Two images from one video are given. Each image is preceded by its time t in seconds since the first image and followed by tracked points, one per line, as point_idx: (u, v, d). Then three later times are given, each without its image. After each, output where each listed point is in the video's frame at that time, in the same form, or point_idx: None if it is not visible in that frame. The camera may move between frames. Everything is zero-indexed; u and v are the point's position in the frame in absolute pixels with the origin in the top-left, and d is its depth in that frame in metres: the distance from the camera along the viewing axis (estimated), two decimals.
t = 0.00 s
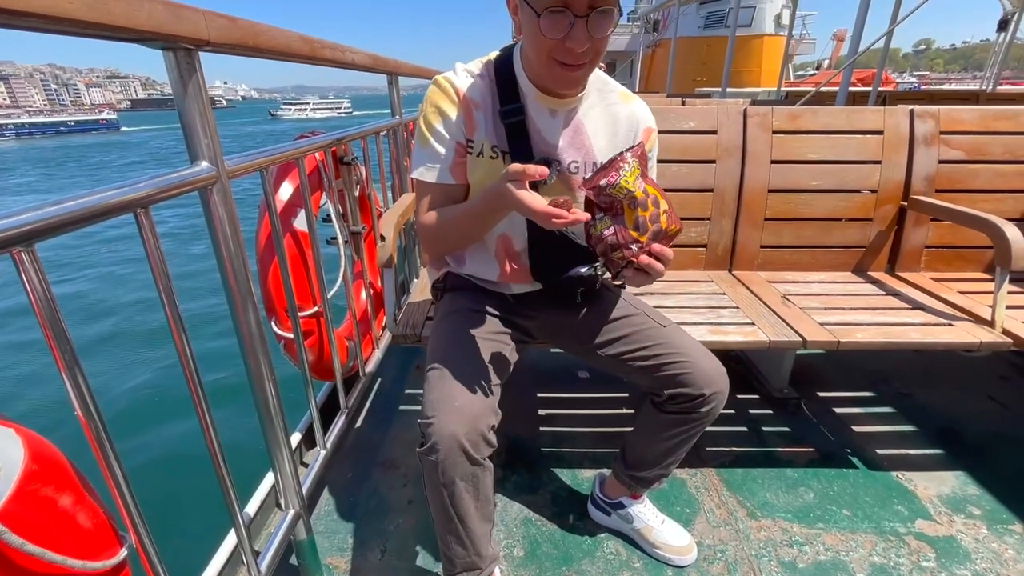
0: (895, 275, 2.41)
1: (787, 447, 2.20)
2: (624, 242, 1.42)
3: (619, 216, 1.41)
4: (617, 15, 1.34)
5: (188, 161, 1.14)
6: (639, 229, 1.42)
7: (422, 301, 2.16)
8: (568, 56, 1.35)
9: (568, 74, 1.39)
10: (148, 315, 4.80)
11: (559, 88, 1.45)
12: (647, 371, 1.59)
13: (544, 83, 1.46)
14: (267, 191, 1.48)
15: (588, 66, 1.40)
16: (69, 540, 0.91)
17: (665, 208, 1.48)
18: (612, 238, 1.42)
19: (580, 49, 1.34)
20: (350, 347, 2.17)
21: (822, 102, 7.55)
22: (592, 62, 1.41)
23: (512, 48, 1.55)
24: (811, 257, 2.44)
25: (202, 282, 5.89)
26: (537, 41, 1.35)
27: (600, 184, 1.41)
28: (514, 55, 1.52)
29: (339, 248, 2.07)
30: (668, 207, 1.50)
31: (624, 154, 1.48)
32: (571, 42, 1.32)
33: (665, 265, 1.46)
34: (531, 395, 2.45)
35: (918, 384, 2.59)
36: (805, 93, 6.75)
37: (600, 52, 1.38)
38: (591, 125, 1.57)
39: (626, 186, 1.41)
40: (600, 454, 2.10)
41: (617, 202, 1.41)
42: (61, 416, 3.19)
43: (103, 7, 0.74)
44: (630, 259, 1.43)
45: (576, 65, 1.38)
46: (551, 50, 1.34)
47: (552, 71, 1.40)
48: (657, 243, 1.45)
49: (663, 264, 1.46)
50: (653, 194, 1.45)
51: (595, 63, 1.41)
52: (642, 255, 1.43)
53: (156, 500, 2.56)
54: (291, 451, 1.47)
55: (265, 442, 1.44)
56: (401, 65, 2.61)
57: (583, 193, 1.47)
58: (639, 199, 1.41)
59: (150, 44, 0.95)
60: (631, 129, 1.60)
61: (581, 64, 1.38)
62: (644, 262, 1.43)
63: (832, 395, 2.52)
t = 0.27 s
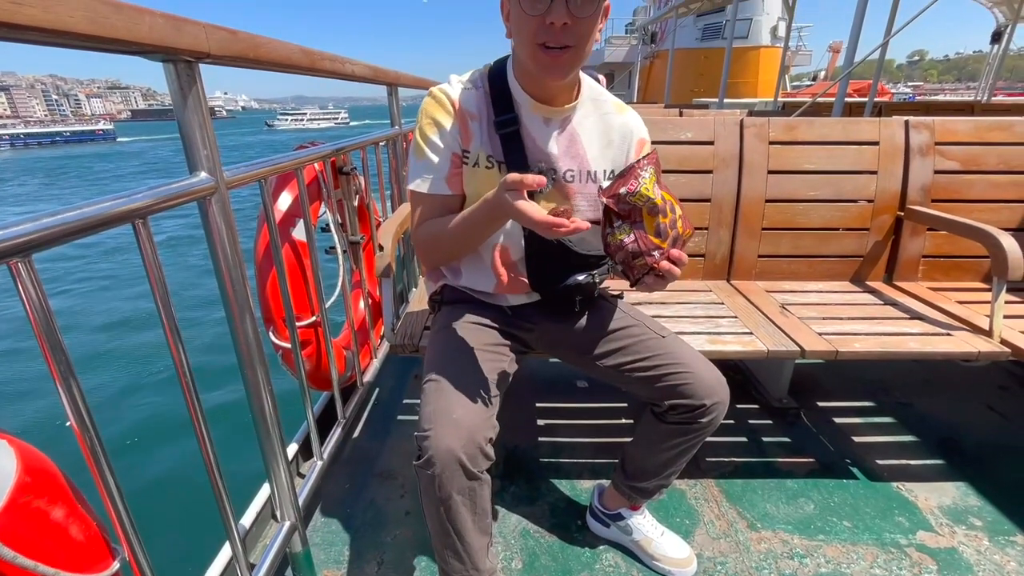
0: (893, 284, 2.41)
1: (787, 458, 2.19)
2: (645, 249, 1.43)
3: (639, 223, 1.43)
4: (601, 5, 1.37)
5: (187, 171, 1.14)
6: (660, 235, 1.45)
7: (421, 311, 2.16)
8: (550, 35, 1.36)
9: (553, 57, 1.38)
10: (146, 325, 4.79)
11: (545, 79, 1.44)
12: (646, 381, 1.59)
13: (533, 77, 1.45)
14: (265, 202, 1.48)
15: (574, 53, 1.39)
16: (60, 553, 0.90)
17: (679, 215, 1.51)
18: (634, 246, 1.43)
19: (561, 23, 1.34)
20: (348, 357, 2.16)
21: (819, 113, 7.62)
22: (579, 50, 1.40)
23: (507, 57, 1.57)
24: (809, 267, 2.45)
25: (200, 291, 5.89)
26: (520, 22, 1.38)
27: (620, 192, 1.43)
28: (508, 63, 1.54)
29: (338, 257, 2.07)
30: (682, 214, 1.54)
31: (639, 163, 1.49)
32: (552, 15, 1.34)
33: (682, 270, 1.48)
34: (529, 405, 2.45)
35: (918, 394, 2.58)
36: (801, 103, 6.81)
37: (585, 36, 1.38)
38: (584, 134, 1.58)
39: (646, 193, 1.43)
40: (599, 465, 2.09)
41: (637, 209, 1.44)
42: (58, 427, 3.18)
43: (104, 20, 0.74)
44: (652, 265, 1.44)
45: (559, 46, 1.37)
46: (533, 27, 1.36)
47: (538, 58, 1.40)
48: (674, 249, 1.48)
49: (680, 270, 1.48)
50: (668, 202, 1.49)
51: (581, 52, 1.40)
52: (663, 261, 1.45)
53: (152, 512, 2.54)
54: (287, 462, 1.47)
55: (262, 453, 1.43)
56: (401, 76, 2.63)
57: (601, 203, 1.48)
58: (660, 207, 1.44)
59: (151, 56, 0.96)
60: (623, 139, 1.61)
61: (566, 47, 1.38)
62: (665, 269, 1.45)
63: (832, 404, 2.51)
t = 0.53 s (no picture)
0: (891, 294, 2.42)
1: (788, 469, 2.18)
2: (641, 267, 1.44)
3: (634, 241, 1.44)
4: (598, 30, 1.37)
5: (189, 182, 1.15)
6: (656, 254, 1.45)
7: (420, 321, 2.16)
8: (549, 65, 1.38)
9: (552, 86, 1.41)
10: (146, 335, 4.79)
11: (546, 104, 1.46)
12: (647, 392, 1.59)
13: (532, 100, 1.48)
14: (266, 213, 1.49)
15: (572, 81, 1.41)
16: (57, 565, 0.89)
17: (676, 232, 1.52)
18: (629, 264, 1.44)
19: (560, 56, 1.36)
20: (348, 367, 2.17)
21: (816, 124, 7.68)
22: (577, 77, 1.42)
23: (506, 73, 1.59)
24: (808, 277, 2.46)
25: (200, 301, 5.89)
26: (519, 51, 1.39)
27: (616, 211, 1.45)
28: (507, 80, 1.56)
29: (338, 267, 2.08)
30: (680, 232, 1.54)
31: (637, 180, 1.51)
32: (551, 48, 1.35)
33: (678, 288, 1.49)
34: (529, 415, 2.44)
35: (918, 404, 2.58)
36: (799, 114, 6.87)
37: (583, 65, 1.39)
38: (583, 149, 1.59)
39: (641, 212, 1.44)
40: (599, 475, 2.08)
41: (633, 228, 1.45)
42: (57, 438, 3.17)
43: (110, 35, 0.76)
44: (647, 283, 1.45)
45: (559, 76, 1.39)
46: (532, 58, 1.38)
47: (537, 85, 1.42)
48: (671, 267, 1.48)
49: (676, 287, 1.49)
50: (665, 220, 1.49)
51: (580, 78, 1.42)
52: (658, 280, 1.45)
53: (149, 524, 2.52)
54: (285, 473, 1.46)
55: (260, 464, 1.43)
56: (401, 87, 2.66)
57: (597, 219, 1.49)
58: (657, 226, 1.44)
59: (155, 70, 0.97)
60: (622, 153, 1.62)
61: (565, 76, 1.39)
62: (660, 287, 1.45)
63: (833, 415, 2.50)
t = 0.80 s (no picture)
0: (889, 305, 2.43)
1: (788, 480, 2.17)
2: (635, 276, 1.45)
3: (629, 251, 1.45)
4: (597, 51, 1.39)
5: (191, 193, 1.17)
6: (650, 263, 1.46)
7: (420, 330, 2.17)
8: (549, 87, 1.40)
9: (552, 106, 1.44)
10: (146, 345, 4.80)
11: (546, 121, 1.49)
12: (645, 403, 1.59)
13: (531, 115, 1.50)
14: (267, 223, 1.50)
15: (571, 101, 1.44)
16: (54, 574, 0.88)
17: (670, 241, 1.53)
18: (624, 273, 1.45)
19: (561, 79, 1.38)
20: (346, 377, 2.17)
21: (814, 136, 7.74)
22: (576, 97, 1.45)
23: (504, 86, 1.61)
24: (806, 287, 2.47)
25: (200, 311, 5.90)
26: (520, 73, 1.40)
27: (610, 220, 1.46)
28: (505, 93, 1.58)
29: (337, 277, 2.08)
30: (674, 239, 1.56)
31: (631, 189, 1.52)
32: (553, 72, 1.37)
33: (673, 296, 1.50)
34: (528, 426, 2.44)
35: (918, 415, 2.57)
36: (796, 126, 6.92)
37: (583, 85, 1.42)
38: (580, 161, 1.61)
39: (635, 222, 1.46)
40: (598, 487, 2.08)
41: (627, 237, 1.46)
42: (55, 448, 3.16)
43: (116, 48, 0.77)
44: (642, 291, 1.46)
45: (559, 96, 1.42)
46: (533, 80, 1.39)
47: (537, 104, 1.44)
48: (665, 275, 1.50)
49: (671, 295, 1.50)
50: (658, 229, 1.51)
51: (578, 98, 1.45)
52: (653, 288, 1.47)
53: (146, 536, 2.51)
54: (283, 484, 1.46)
55: (257, 475, 1.42)
56: (402, 100, 2.69)
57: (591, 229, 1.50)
58: (650, 235, 1.46)
59: (159, 83, 0.99)
60: (618, 165, 1.64)
61: (565, 96, 1.42)
62: (655, 295, 1.47)
63: (833, 425, 2.50)
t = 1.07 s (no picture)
0: (889, 313, 2.43)
1: (790, 490, 2.17)
2: (631, 270, 1.47)
3: (625, 245, 1.47)
4: (594, 62, 1.43)
5: (194, 203, 1.18)
6: (645, 257, 1.48)
7: (420, 339, 2.18)
8: (549, 96, 1.41)
9: (551, 115, 1.46)
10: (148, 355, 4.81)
11: (545, 130, 1.51)
12: (645, 411, 1.59)
13: (530, 125, 1.52)
14: (269, 232, 1.52)
15: (569, 110, 1.46)
16: None
17: (664, 237, 1.55)
18: (620, 267, 1.46)
19: (561, 88, 1.40)
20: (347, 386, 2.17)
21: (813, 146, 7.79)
22: (574, 106, 1.47)
23: (502, 95, 1.63)
24: (805, 296, 2.47)
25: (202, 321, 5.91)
26: (520, 82, 1.42)
27: (606, 216, 1.47)
28: (504, 102, 1.60)
29: (339, 286, 2.10)
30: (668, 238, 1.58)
31: (625, 189, 1.53)
32: (553, 81, 1.39)
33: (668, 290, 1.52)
34: (528, 435, 2.44)
35: (920, 424, 2.57)
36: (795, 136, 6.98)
37: (581, 94, 1.44)
38: (576, 168, 1.63)
39: (630, 218, 1.47)
40: (599, 496, 2.07)
41: (622, 233, 1.47)
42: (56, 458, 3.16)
43: (123, 62, 0.79)
44: (638, 285, 1.47)
45: (559, 105, 1.44)
46: (533, 89, 1.41)
47: (537, 112, 1.46)
48: (660, 270, 1.51)
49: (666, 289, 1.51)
50: (652, 225, 1.53)
51: (576, 108, 1.48)
52: (648, 283, 1.48)
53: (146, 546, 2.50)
54: (283, 492, 1.46)
55: (257, 483, 1.42)
56: (403, 110, 2.71)
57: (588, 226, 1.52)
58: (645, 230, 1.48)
59: (164, 95, 1.00)
60: (613, 171, 1.67)
61: (564, 105, 1.44)
62: (651, 290, 1.47)
63: (834, 435, 2.50)
